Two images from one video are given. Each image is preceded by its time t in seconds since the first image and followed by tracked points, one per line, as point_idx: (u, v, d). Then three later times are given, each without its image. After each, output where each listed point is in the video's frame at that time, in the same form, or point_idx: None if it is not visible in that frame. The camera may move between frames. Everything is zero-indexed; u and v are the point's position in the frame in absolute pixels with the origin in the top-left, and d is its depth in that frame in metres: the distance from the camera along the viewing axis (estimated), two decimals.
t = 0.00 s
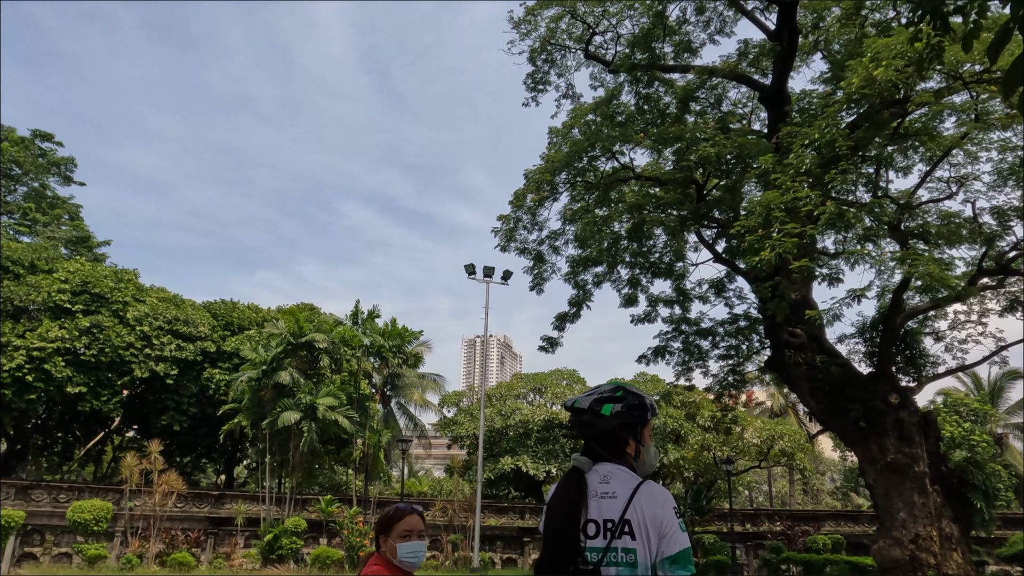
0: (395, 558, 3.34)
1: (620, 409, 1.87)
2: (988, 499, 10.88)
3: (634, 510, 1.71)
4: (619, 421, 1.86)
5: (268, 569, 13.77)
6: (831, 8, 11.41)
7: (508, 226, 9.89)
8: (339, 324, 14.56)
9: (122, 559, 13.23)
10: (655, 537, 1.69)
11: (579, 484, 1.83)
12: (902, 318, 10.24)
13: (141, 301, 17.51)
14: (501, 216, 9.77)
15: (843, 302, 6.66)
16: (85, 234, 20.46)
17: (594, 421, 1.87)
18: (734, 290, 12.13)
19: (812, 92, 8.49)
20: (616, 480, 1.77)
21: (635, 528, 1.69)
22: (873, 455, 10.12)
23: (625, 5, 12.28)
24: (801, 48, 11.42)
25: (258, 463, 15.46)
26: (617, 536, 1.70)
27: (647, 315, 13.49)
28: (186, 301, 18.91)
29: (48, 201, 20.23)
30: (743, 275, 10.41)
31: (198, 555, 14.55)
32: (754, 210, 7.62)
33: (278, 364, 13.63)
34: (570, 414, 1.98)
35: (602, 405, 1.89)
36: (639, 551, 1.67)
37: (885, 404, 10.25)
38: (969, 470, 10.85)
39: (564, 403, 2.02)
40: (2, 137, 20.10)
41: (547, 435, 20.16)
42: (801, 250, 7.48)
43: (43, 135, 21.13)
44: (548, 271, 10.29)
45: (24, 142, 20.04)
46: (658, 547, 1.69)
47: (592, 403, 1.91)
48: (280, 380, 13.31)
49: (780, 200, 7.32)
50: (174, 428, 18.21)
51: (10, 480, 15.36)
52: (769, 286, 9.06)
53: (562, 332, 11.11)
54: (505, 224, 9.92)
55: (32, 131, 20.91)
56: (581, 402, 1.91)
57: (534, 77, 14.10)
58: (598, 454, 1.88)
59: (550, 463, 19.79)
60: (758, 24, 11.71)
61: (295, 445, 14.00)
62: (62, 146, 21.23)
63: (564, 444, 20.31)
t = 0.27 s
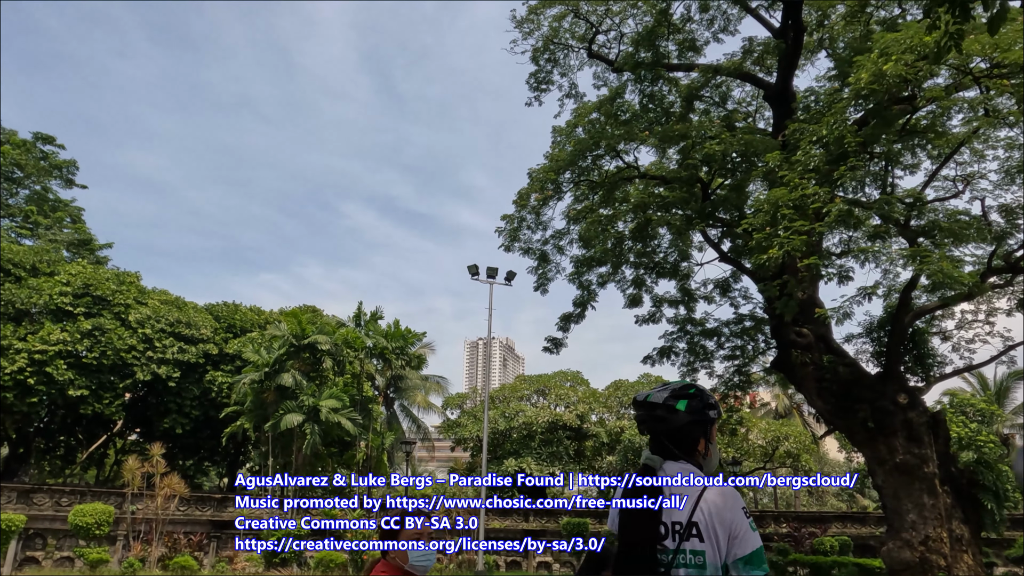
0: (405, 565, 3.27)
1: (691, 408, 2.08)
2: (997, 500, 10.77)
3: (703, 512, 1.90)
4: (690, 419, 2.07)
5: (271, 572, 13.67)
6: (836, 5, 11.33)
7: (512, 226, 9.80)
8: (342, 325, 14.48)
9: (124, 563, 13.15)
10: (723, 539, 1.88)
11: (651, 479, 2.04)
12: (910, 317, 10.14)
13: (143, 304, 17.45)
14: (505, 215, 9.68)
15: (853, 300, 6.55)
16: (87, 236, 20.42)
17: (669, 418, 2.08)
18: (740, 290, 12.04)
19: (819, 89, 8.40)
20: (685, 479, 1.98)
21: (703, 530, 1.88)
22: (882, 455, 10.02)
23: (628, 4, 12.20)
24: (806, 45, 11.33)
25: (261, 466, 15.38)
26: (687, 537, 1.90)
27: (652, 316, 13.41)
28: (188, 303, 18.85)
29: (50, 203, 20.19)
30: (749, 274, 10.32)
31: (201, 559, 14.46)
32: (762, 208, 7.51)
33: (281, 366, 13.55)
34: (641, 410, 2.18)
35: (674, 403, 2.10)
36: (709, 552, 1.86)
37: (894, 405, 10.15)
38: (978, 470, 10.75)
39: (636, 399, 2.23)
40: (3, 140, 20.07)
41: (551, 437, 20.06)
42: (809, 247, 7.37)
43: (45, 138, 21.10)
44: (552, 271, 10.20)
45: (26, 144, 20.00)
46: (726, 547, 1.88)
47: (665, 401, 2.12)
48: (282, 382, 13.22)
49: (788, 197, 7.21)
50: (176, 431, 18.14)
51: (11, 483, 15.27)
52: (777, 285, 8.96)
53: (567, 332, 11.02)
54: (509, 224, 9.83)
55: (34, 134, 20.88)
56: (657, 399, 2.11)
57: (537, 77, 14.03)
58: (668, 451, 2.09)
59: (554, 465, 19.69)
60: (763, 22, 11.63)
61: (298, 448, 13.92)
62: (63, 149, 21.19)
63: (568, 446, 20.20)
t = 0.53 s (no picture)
0: (414, 565, 3.28)
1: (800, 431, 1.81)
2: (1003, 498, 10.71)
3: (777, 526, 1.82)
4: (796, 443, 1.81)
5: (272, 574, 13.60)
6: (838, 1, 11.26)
7: (513, 224, 9.74)
8: (342, 326, 14.39)
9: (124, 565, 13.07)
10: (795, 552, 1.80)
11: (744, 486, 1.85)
12: (915, 314, 10.06)
13: (143, 306, 17.38)
14: (506, 214, 9.61)
15: (859, 297, 6.48)
16: (86, 238, 20.35)
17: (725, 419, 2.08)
18: (743, 288, 11.98)
19: (822, 84, 8.34)
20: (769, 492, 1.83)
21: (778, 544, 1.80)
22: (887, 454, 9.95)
23: (628, 1, 12.14)
24: (807, 42, 11.27)
25: (261, 468, 15.31)
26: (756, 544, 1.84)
27: (654, 315, 13.35)
28: (187, 305, 18.78)
29: (49, 206, 20.12)
30: (752, 272, 10.26)
31: (202, 561, 14.40)
32: (765, 204, 7.44)
33: (281, 367, 13.47)
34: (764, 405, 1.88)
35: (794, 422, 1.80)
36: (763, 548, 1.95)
37: (899, 403, 10.09)
38: (985, 468, 10.71)
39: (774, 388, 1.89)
40: (2, 142, 20.01)
41: (553, 438, 20.00)
42: (813, 244, 7.29)
43: (43, 140, 21.04)
44: (554, 270, 10.12)
45: (25, 147, 19.94)
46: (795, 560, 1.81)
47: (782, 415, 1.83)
48: (283, 383, 13.14)
49: (792, 193, 7.13)
50: (176, 433, 18.07)
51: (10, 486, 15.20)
52: (781, 283, 8.90)
53: (569, 332, 10.95)
54: (510, 222, 9.76)
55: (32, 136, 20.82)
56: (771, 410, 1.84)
57: (537, 76, 13.97)
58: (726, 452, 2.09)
59: (555, 466, 19.61)
60: (764, 19, 11.57)
61: (299, 449, 13.85)
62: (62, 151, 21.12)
63: (570, 446, 20.14)
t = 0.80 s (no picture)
0: (405, 566, 3.21)
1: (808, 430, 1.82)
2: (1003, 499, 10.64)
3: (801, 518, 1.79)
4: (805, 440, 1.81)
5: None
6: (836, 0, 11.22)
7: (510, 223, 9.64)
8: (338, 326, 14.26)
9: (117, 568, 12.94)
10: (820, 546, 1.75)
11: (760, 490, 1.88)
12: (914, 313, 9.99)
13: (137, 306, 17.27)
14: (503, 212, 9.52)
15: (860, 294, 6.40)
16: (80, 238, 20.22)
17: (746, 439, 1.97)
18: (741, 287, 11.91)
19: (822, 81, 8.27)
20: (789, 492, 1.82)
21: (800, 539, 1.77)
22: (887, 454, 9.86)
23: None
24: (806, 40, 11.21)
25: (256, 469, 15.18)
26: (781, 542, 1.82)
27: (652, 315, 13.27)
28: (182, 305, 18.65)
29: (43, 206, 19.99)
30: (751, 271, 10.19)
31: (196, 563, 14.27)
32: (765, 202, 7.36)
33: (276, 367, 13.36)
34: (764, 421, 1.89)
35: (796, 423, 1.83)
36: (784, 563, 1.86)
37: (899, 403, 10.01)
38: (985, 468, 10.64)
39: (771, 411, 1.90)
40: None
41: (550, 439, 19.92)
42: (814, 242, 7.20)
43: (37, 139, 20.91)
44: (552, 269, 10.03)
45: (19, 146, 19.81)
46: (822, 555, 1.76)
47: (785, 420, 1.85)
48: (278, 383, 13.03)
49: (792, 190, 7.05)
50: (170, 435, 17.94)
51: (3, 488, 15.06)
52: (780, 281, 8.83)
53: (566, 331, 10.87)
54: (507, 221, 9.67)
55: (26, 135, 20.70)
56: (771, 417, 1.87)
57: (534, 74, 13.89)
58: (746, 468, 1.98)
59: (553, 467, 19.51)
60: (763, 17, 11.50)
61: (294, 450, 13.74)
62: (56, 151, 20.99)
63: (567, 447, 20.04)
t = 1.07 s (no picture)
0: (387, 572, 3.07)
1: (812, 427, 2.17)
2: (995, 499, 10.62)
3: (820, 516, 2.15)
4: (810, 437, 2.17)
5: None
6: None
7: (502, 220, 9.55)
8: (329, 324, 14.12)
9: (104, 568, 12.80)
10: (844, 541, 2.09)
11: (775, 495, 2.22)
12: (908, 313, 9.96)
13: (126, 304, 17.11)
14: (495, 210, 9.42)
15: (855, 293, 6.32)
16: (68, 235, 20.02)
17: (788, 439, 2.19)
18: (734, 287, 11.86)
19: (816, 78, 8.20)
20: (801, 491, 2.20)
21: (822, 532, 2.12)
22: (880, 454, 9.79)
23: None
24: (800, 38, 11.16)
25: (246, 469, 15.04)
26: (806, 539, 2.13)
27: (645, 314, 13.21)
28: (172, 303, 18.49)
29: (31, 202, 19.79)
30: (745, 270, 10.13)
31: (184, 564, 14.13)
32: (760, 199, 7.26)
33: (266, 366, 13.23)
34: (759, 428, 2.29)
35: (794, 422, 2.19)
36: (828, 555, 2.09)
37: (892, 403, 9.97)
38: (978, 468, 10.62)
39: (756, 419, 2.30)
40: None
41: (542, 439, 19.84)
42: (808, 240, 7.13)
43: (26, 135, 20.71)
44: (544, 267, 9.94)
45: (6, 142, 19.60)
46: (848, 547, 2.09)
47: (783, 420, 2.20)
48: (267, 382, 12.90)
49: (787, 187, 6.96)
50: (159, 433, 17.78)
51: None
52: (774, 280, 8.76)
53: (559, 330, 10.78)
54: (499, 218, 9.58)
55: (14, 131, 20.49)
56: (776, 419, 2.20)
57: (528, 72, 13.80)
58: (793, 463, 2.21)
59: (545, 466, 19.44)
60: (757, 15, 11.45)
61: (284, 449, 13.61)
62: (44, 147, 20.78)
63: (559, 447, 19.97)
